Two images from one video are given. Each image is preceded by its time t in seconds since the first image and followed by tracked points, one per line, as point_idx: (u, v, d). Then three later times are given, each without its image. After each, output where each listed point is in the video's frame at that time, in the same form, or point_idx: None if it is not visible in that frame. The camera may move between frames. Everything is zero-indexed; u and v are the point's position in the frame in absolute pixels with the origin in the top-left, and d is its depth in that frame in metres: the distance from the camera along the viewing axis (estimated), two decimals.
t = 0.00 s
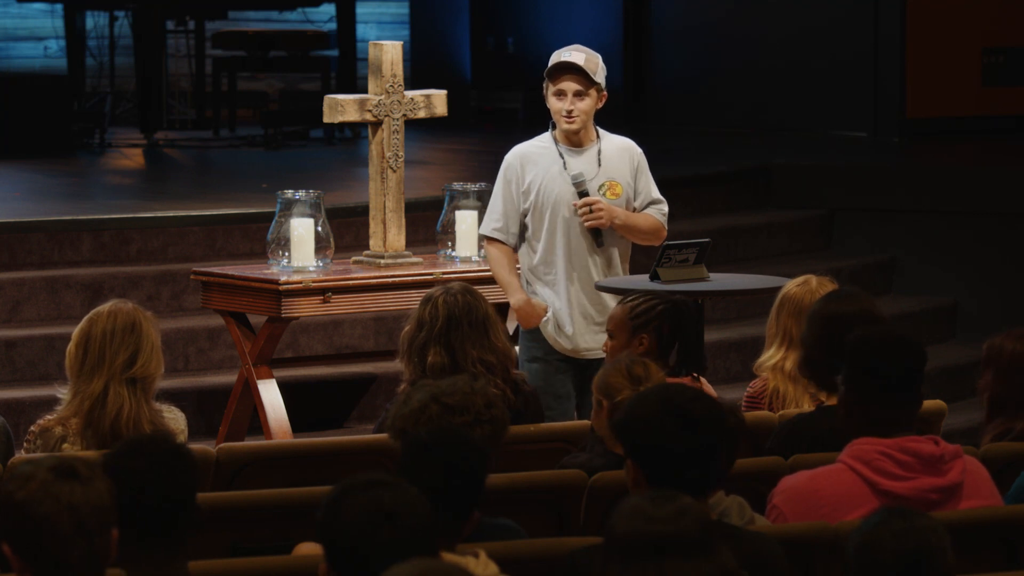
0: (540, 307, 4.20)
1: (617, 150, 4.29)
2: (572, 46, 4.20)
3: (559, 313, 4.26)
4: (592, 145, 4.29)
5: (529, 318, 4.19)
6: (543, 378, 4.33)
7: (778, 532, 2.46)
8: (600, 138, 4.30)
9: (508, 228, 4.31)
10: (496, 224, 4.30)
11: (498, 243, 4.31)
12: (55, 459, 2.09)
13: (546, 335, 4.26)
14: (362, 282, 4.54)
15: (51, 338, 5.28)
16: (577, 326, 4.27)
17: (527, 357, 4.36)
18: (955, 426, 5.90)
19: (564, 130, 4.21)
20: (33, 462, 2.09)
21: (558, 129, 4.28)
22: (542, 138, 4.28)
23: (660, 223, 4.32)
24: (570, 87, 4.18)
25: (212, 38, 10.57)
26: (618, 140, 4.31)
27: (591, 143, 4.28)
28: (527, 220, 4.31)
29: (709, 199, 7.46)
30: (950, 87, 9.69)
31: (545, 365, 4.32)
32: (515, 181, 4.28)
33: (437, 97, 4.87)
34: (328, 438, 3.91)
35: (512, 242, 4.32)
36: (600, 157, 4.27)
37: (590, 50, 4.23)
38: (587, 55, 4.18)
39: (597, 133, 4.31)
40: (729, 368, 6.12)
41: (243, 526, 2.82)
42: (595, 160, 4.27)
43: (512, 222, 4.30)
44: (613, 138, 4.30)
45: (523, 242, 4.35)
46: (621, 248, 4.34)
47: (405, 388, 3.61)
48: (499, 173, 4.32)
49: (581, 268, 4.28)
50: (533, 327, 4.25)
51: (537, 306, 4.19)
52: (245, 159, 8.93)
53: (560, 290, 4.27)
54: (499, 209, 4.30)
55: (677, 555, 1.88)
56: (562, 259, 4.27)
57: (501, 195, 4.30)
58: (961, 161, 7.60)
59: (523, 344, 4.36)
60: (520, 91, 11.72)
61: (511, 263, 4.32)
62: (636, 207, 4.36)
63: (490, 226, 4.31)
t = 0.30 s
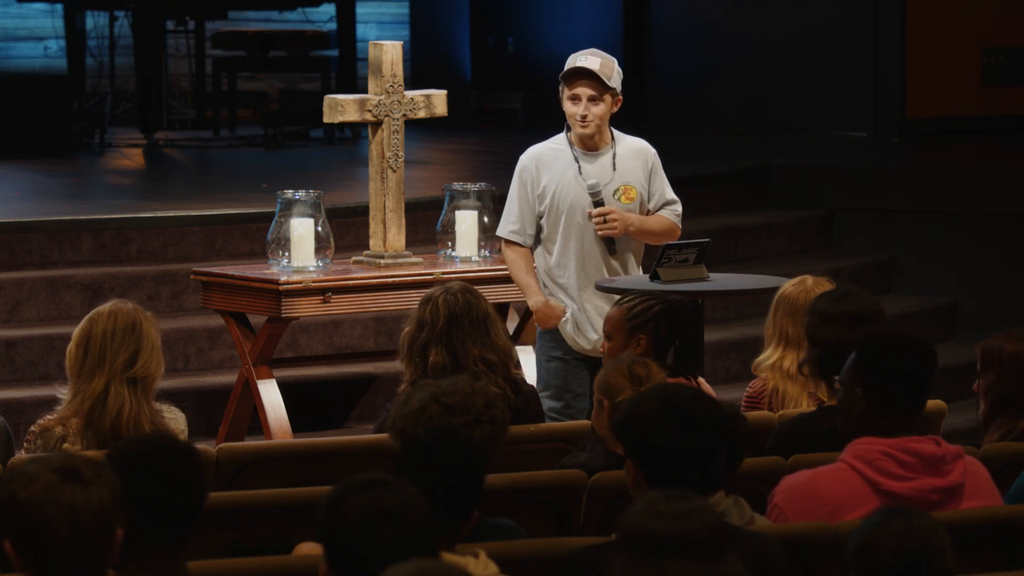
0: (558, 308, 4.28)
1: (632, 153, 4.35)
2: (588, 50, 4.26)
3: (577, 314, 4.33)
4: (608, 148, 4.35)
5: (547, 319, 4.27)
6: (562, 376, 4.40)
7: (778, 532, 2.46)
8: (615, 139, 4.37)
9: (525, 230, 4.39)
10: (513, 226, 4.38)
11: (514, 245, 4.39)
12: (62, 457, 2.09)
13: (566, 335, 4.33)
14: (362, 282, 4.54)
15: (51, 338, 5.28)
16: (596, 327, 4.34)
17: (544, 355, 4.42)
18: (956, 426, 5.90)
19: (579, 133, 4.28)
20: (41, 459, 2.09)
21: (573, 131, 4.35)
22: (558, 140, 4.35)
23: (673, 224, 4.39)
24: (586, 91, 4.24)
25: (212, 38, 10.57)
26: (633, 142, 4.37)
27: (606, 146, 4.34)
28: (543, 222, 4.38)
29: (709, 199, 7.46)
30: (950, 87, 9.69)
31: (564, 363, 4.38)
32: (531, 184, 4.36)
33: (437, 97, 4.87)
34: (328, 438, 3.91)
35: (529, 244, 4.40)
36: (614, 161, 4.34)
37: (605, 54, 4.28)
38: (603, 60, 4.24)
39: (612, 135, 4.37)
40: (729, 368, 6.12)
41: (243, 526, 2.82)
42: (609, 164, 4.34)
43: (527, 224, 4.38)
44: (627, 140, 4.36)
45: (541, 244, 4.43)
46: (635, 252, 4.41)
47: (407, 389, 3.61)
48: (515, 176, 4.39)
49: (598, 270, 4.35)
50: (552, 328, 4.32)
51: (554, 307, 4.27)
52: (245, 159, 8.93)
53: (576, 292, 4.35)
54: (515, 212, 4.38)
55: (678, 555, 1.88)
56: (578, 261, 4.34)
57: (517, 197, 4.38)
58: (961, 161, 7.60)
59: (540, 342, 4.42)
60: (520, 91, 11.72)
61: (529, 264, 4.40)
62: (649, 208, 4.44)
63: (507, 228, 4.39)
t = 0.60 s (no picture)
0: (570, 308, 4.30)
1: (640, 153, 4.37)
2: (595, 51, 4.26)
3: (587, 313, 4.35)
4: (616, 147, 4.36)
5: (557, 320, 4.30)
6: (571, 376, 4.42)
7: (779, 531, 2.45)
8: (624, 140, 4.39)
9: (535, 228, 4.38)
10: (523, 225, 4.36)
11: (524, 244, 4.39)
12: (76, 458, 2.07)
13: (576, 335, 4.35)
14: (362, 282, 4.54)
15: (51, 338, 5.28)
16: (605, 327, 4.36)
17: (554, 355, 4.45)
18: (956, 426, 5.90)
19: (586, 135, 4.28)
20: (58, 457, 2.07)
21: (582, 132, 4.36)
22: (567, 140, 4.36)
23: (682, 223, 4.39)
24: (592, 93, 4.25)
25: (212, 38, 10.57)
26: (641, 142, 4.39)
27: (615, 146, 4.36)
28: (553, 221, 4.37)
29: (709, 199, 7.46)
30: (950, 87, 9.68)
31: (574, 364, 4.40)
32: (541, 182, 4.35)
33: (437, 97, 4.87)
34: (328, 439, 3.91)
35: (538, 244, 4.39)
36: (623, 161, 4.35)
37: (613, 55, 4.28)
38: (609, 61, 4.24)
39: (621, 136, 4.38)
40: (729, 368, 6.12)
41: (243, 527, 2.82)
42: (618, 164, 4.35)
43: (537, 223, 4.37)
44: (636, 141, 4.38)
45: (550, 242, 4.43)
46: (643, 250, 4.42)
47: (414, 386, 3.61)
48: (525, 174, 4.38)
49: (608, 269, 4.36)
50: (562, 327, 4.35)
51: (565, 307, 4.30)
52: (245, 159, 8.93)
53: (587, 291, 4.36)
54: (525, 211, 4.36)
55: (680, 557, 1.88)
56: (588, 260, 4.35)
57: (528, 196, 4.36)
58: (961, 161, 7.60)
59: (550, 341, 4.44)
60: (520, 91, 11.73)
61: (538, 264, 4.40)
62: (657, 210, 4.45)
63: (516, 226, 4.37)
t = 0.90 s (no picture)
0: (564, 304, 4.31)
1: (645, 154, 4.35)
2: (600, 49, 4.28)
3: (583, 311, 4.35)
4: (621, 145, 4.36)
5: (553, 316, 4.30)
6: (569, 372, 4.42)
7: (779, 531, 2.45)
8: (629, 139, 4.38)
9: (538, 226, 4.43)
10: (525, 222, 4.42)
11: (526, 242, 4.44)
12: (93, 459, 2.03)
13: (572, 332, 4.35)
14: (362, 282, 4.54)
15: (51, 338, 5.28)
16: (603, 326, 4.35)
17: (553, 351, 4.45)
18: (956, 426, 5.90)
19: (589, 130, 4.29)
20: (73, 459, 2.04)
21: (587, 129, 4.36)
22: (572, 137, 4.37)
23: (685, 226, 4.37)
24: (595, 88, 4.25)
25: (212, 38, 10.57)
26: (648, 143, 4.37)
27: (619, 144, 4.35)
28: (555, 219, 4.40)
29: (709, 199, 7.46)
30: (950, 88, 9.68)
31: (571, 360, 4.41)
32: (544, 180, 4.39)
33: (437, 97, 4.87)
34: (326, 439, 3.92)
35: (541, 241, 4.44)
36: (626, 159, 4.34)
37: (618, 52, 4.29)
38: (613, 57, 4.24)
39: (626, 134, 4.38)
40: (730, 367, 6.12)
41: (243, 526, 2.82)
42: (621, 162, 4.34)
43: (540, 221, 4.42)
44: (642, 141, 4.36)
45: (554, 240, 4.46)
46: (645, 247, 4.39)
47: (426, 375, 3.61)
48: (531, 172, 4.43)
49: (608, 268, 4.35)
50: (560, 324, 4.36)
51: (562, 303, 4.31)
52: (245, 159, 8.93)
53: (585, 289, 4.36)
54: (528, 208, 4.42)
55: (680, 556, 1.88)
56: (586, 258, 4.35)
57: (531, 194, 4.41)
58: (961, 161, 7.60)
59: (552, 338, 4.44)
60: (520, 91, 11.73)
61: (541, 261, 4.45)
62: (660, 212, 4.43)
63: (519, 224, 4.43)
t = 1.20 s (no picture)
0: (563, 302, 4.32)
1: (648, 154, 4.35)
2: (605, 49, 4.28)
3: (580, 310, 4.35)
4: (625, 144, 4.35)
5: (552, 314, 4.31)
6: (569, 371, 4.43)
7: (779, 530, 2.45)
8: (633, 139, 4.37)
9: (542, 224, 4.44)
10: (529, 220, 4.44)
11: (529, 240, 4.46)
12: (100, 461, 2.02)
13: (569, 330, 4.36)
14: (362, 282, 4.54)
15: (51, 338, 5.28)
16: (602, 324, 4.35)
17: (553, 350, 4.45)
18: (956, 426, 5.90)
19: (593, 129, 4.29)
20: (80, 462, 2.03)
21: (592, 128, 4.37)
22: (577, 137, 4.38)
23: (688, 227, 4.36)
24: (599, 87, 4.25)
25: (212, 38, 10.57)
26: (652, 144, 4.37)
27: (623, 143, 4.35)
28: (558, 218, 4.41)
29: (709, 199, 7.46)
30: (950, 88, 9.68)
31: (571, 359, 4.42)
32: (548, 179, 4.40)
33: (437, 97, 4.87)
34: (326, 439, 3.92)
35: (546, 240, 4.46)
36: (629, 158, 4.34)
37: (622, 52, 4.29)
38: (616, 56, 4.24)
39: (632, 134, 4.37)
40: (730, 367, 6.12)
41: (243, 527, 2.82)
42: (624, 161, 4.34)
43: (544, 219, 4.43)
44: (646, 141, 4.36)
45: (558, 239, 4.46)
46: (647, 247, 4.38)
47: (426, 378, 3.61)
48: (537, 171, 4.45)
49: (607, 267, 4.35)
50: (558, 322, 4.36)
51: (560, 301, 4.31)
52: (245, 159, 8.93)
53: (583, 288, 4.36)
54: (533, 207, 4.44)
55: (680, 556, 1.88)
56: (586, 257, 4.35)
57: (536, 192, 4.43)
58: (961, 161, 7.60)
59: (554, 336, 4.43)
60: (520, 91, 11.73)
61: (545, 260, 4.46)
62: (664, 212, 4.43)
63: (524, 222, 4.46)
